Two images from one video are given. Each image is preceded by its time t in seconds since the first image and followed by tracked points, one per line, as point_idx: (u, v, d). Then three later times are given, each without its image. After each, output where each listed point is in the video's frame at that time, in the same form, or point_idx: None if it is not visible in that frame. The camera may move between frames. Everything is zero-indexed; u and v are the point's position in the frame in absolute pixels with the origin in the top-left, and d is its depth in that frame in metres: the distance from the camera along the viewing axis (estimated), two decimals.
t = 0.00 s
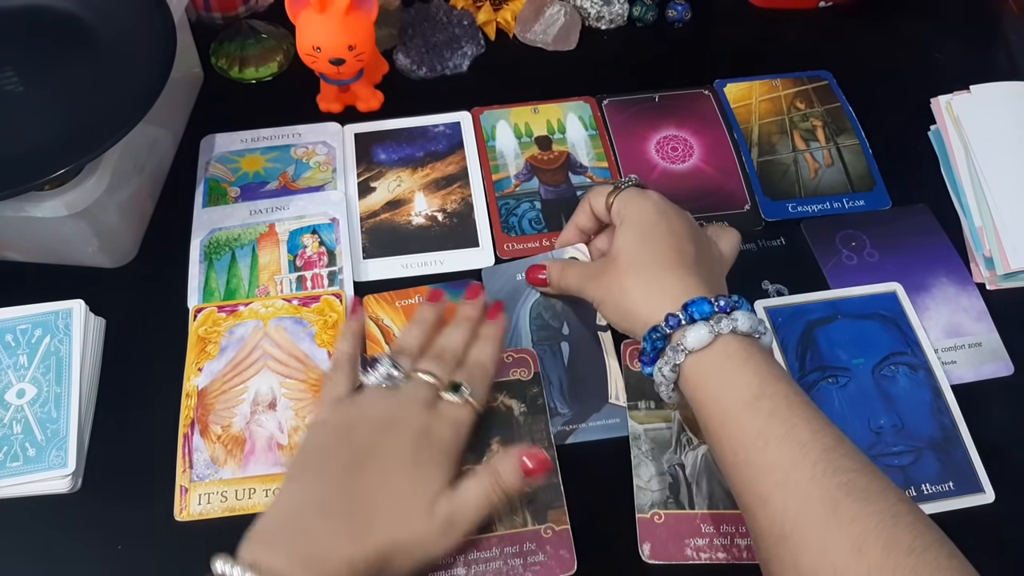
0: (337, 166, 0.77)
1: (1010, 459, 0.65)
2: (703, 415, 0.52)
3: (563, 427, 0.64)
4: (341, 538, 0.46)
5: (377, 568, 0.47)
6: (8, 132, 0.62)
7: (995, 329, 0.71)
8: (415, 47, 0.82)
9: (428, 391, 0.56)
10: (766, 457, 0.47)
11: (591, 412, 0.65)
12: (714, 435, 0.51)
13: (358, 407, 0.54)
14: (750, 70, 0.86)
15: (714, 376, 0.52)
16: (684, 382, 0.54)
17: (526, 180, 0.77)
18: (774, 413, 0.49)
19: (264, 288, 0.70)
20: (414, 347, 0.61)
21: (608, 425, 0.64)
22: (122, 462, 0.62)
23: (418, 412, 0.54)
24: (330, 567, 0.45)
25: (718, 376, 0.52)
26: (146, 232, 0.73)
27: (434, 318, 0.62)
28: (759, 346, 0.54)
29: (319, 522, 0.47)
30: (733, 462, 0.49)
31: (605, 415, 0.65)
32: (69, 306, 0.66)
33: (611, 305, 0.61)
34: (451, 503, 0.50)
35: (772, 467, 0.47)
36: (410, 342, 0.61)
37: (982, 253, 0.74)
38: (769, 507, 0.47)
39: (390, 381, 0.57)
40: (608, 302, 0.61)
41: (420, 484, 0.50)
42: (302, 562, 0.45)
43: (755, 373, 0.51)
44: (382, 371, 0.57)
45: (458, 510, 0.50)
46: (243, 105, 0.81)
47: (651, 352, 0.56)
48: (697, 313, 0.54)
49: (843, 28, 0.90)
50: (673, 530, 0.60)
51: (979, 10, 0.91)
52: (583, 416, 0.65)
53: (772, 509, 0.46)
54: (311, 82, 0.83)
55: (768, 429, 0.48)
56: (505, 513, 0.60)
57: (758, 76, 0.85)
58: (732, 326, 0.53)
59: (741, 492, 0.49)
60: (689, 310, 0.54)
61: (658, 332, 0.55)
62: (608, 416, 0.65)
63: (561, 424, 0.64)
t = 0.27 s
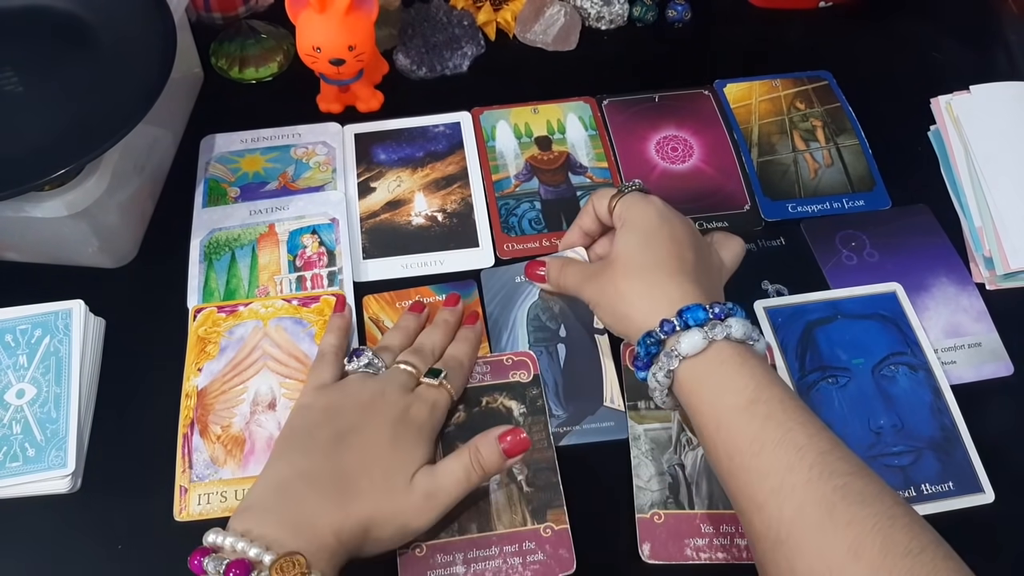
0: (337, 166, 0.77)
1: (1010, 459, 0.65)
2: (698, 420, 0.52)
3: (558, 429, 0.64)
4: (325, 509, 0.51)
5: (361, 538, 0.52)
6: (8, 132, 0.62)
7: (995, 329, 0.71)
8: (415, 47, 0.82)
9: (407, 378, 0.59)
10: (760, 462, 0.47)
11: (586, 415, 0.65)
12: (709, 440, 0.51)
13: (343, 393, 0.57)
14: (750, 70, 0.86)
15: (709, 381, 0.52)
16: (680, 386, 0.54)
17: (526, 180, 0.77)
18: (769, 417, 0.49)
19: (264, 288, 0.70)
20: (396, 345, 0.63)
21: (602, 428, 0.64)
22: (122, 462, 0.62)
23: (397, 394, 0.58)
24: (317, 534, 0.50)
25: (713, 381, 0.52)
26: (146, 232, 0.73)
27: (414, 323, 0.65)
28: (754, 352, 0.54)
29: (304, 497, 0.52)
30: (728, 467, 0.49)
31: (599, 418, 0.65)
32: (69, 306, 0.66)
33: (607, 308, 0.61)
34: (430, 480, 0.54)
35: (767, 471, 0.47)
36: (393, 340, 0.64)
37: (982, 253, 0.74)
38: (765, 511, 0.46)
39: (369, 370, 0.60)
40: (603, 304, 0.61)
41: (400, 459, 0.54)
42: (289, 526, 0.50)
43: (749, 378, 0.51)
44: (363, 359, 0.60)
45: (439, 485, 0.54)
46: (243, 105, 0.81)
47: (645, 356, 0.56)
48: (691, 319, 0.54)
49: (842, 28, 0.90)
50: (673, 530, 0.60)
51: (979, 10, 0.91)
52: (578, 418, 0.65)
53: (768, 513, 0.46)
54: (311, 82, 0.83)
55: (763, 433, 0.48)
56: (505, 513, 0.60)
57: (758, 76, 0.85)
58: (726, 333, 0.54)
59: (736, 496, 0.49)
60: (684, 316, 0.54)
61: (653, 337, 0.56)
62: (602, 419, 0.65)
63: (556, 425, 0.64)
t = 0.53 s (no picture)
0: (337, 166, 0.77)
1: (1010, 458, 0.65)
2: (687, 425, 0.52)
3: (558, 428, 0.64)
4: (316, 499, 0.51)
5: (348, 530, 0.52)
6: (9, 132, 0.62)
7: (995, 329, 0.71)
8: (415, 47, 0.82)
9: (402, 372, 0.60)
10: (748, 466, 0.47)
11: (586, 414, 0.65)
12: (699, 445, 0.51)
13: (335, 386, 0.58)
14: (750, 70, 0.86)
15: (697, 386, 0.52)
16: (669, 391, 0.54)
17: (526, 180, 0.77)
18: (755, 420, 0.49)
19: (264, 288, 0.70)
20: (395, 342, 0.63)
21: (602, 428, 0.64)
22: (122, 462, 0.62)
23: (389, 387, 0.58)
24: (306, 525, 0.50)
25: (700, 387, 0.52)
26: (146, 232, 0.73)
27: (414, 319, 0.65)
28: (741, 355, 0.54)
29: (296, 485, 0.51)
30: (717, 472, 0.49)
31: (599, 417, 0.65)
32: (69, 306, 0.66)
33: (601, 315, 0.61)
34: (419, 473, 0.54)
35: (755, 476, 0.47)
36: (392, 336, 0.64)
37: (982, 253, 0.74)
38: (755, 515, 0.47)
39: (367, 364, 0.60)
40: (597, 310, 0.61)
41: (391, 451, 0.54)
42: (280, 516, 0.50)
43: (736, 382, 0.51)
44: (361, 352, 0.60)
45: (429, 479, 0.54)
46: (243, 105, 0.81)
47: (634, 365, 0.56)
48: (676, 327, 0.54)
49: (843, 28, 0.90)
50: (673, 529, 0.60)
51: (979, 10, 0.91)
52: (577, 418, 0.65)
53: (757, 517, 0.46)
54: (311, 82, 0.83)
55: (751, 437, 0.48)
56: (504, 513, 0.60)
57: (758, 76, 0.85)
58: (713, 338, 0.53)
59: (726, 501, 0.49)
60: (669, 324, 0.54)
61: (639, 347, 0.56)
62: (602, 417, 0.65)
63: (556, 425, 0.64)
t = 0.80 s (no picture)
0: (337, 166, 0.77)
1: (1011, 458, 0.65)
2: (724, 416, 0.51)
3: (558, 428, 0.64)
4: (273, 525, 0.49)
5: (309, 557, 0.50)
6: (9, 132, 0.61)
7: (995, 330, 0.71)
8: (415, 47, 0.82)
9: (374, 367, 0.58)
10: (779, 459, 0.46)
11: (586, 413, 0.65)
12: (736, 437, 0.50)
13: (302, 396, 0.55)
14: (750, 70, 0.86)
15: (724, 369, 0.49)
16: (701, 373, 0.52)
17: (526, 180, 0.77)
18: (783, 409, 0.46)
19: (264, 288, 0.70)
20: (365, 321, 0.62)
21: (602, 427, 0.64)
22: (122, 462, 0.62)
23: (359, 394, 0.55)
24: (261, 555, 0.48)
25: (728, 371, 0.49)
26: (147, 232, 0.73)
27: (386, 288, 0.64)
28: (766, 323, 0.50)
29: (255, 516, 0.49)
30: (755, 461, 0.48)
31: (599, 417, 0.65)
32: (69, 306, 0.66)
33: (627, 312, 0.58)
34: (392, 498, 0.52)
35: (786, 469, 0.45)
36: (361, 315, 0.63)
37: (982, 253, 0.74)
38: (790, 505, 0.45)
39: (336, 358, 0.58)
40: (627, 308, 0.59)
41: (357, 472, 0.52)
42: (233, 550, 0.48)
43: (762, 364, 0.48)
44: (328, 346, 0.58)
45: (405, 500, 0.52)
46: (243, 105, 0.81)
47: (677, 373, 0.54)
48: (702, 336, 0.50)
49: (843, 28, 0.90)
50: (673, 529, 0.60)
51: (979, 10, 0.91)
52: (578, 417, 0.65)
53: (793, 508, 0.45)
54: (311, 82, 0.83)
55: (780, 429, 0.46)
56: (504, 513, 0.60)
57: (758, 76, 0.85)
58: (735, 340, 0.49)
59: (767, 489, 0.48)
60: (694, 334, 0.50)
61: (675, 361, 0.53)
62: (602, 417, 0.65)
63: (556, 424, 0.64)
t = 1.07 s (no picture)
0: (337, 166, 0.77)
1: (1011, 458, 0.65)
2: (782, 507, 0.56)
3: (558, 428, 0.64)
4: (217, 535, 0.45)
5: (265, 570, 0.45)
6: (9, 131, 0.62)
7: (995, 329, 0.71)
8: (415, 47, 0.82)
9: (319, 378, 0.53)
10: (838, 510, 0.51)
11: (586, 412, 0.65)
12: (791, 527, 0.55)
13: (239, 411, 0.52)
14: (750, 70, 0.86)
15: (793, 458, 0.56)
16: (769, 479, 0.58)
17: (526, 180, 0.77)
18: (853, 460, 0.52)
19: (264, 288, 0.70)
20: (317, 341, 0.57)
21: (602, 427, 0.64)
22: (122, 462, 0.62)
23: (296, 398, 0.51)
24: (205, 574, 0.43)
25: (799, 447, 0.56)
26: (147, 232, 0.73)
27: (344, 309, 0.59)
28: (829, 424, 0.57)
29: (198, 535, 0.45)
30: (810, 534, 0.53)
31: (599, 417, 0.65)
32: (69, 306, 0.66)
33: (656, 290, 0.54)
34: (349, 499, 0.50)
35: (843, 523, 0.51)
36: (314, 335, 0.58)
37: (982, 253, 0.74)
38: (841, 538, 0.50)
39: (280, 372, 0.55)
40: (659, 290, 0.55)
41: (294, 475, 0.47)
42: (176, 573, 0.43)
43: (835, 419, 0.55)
44: (271, 360, 0.55)
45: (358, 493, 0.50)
46: (243, 104, 0.81)
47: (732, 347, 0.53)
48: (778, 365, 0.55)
49: (843, 28, 0.90)
50: (674, 529, 0.60)
51: (979, 10, 0.91)
52: (577, 417, 0.65)
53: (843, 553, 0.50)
54: (311, 82, 0.83)
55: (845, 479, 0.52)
56: (504, 513, 0.60)
57: (758, 76, 0.85)
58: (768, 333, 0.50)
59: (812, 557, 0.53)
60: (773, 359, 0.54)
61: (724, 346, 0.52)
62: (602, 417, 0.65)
63: (556, 424, 0.64)
